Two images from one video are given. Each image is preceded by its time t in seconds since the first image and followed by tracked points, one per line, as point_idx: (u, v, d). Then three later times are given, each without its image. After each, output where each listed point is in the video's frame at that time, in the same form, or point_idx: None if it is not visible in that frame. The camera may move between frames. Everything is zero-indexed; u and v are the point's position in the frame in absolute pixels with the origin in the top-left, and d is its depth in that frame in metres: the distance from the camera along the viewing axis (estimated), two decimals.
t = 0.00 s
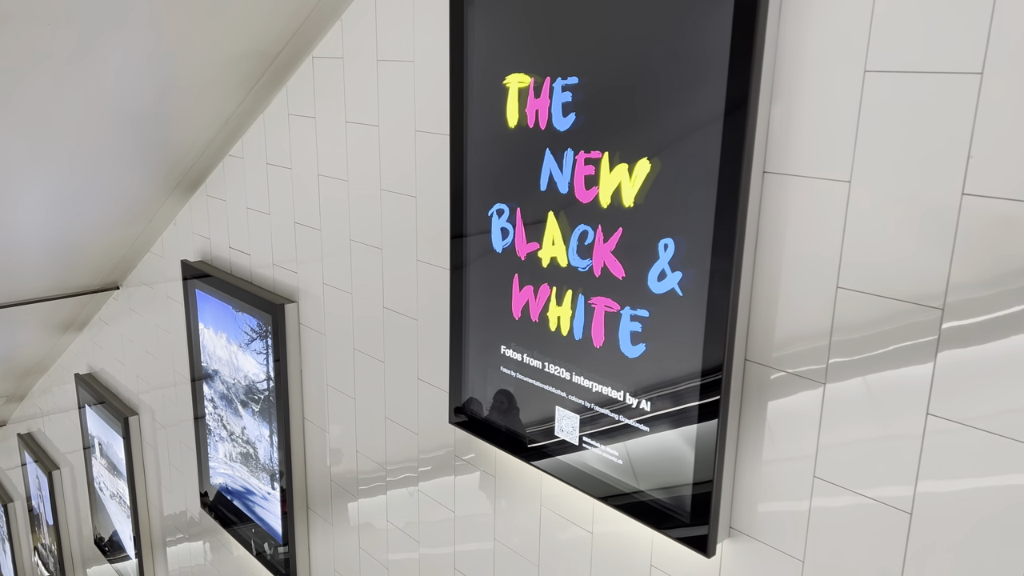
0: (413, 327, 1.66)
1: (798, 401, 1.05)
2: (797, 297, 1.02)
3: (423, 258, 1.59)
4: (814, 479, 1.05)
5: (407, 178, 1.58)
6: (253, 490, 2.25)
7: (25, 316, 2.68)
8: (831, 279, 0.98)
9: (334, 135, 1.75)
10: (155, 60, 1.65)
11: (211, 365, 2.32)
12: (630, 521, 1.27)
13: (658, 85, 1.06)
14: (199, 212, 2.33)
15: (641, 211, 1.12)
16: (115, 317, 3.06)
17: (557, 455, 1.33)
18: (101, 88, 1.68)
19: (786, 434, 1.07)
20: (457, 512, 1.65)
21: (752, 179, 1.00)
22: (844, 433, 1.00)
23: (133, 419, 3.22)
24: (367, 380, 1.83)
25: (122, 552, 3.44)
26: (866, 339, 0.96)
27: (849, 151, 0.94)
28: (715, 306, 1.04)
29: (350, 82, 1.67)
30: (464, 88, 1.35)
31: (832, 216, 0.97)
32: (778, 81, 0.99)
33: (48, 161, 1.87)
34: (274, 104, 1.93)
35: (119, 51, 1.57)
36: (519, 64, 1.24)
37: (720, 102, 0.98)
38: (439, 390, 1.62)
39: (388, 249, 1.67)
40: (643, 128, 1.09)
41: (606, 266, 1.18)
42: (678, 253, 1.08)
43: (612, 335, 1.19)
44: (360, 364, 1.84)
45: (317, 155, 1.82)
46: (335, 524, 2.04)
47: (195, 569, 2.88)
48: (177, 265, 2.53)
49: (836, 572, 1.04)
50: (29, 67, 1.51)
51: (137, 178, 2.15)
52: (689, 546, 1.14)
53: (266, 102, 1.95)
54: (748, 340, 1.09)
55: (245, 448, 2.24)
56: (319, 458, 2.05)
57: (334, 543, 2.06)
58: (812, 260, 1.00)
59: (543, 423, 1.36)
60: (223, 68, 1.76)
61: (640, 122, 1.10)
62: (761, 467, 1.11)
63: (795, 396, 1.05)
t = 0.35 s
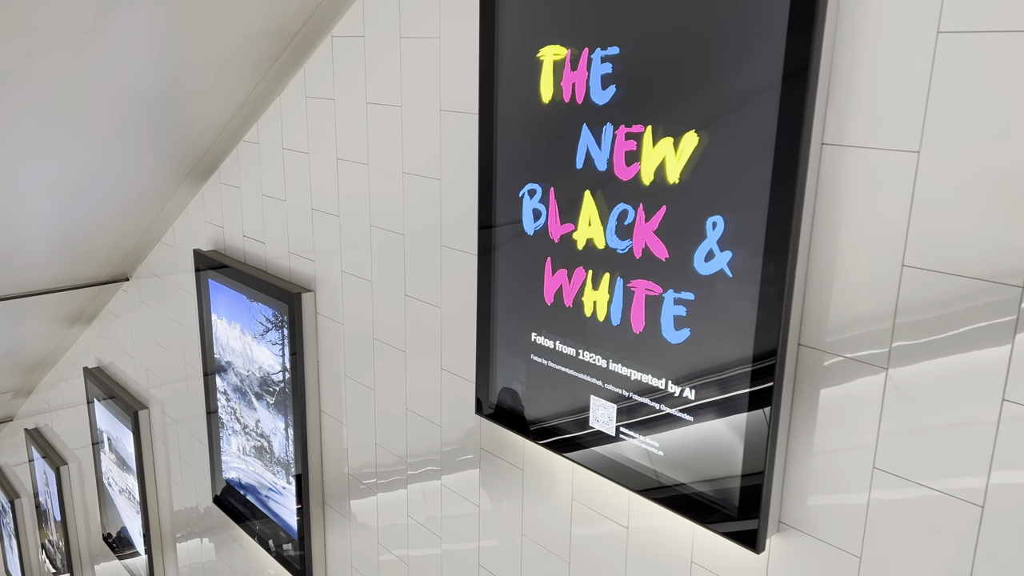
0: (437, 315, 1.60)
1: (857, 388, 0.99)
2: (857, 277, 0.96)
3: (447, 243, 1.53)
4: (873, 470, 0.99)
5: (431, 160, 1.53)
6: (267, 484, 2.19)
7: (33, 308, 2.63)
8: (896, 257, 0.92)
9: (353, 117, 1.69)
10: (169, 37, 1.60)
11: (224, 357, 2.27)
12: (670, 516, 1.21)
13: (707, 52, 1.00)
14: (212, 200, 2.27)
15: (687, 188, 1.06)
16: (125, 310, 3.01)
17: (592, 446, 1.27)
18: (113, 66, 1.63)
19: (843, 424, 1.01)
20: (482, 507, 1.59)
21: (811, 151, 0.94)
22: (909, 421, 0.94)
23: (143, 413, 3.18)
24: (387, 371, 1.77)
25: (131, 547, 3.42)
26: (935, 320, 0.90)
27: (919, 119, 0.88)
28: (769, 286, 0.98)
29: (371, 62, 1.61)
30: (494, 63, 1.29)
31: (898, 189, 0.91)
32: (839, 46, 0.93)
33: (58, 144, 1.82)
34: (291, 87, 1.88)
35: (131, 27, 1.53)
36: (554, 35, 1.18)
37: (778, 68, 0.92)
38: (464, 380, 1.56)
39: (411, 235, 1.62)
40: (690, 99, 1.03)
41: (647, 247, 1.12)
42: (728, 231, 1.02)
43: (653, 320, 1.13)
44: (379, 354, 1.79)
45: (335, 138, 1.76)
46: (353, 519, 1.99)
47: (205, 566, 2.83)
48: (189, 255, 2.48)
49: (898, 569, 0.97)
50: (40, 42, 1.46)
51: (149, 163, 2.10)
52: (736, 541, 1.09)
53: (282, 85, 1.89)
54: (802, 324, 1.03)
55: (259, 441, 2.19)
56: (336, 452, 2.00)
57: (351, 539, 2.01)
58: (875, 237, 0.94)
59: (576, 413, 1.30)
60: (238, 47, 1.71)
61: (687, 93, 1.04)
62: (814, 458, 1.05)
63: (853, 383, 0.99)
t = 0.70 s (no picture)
0: (462, 302, 1.54)
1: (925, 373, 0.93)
2: (927, 253, 0.90)
3: (474, 227, 1.47)
4: (942, 460, 0.92)
5: (457, 140, 1.46)
6: (282, 478, 2.14)
7: (41, 300, 2.59)
8: (972, 231, 0.86)
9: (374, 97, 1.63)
10: (184, 14, 1.54)
11: (237, 348, 2.21)
12: (715, 508, 1.15)
13: (764, 15, 0.94)
14: (225, 186, 2.22)
15: (740, 160, 0.99)
16: (134, 301, 2.96)
17: (631, 437, 1.21)
18: (126, 45, 1.57)
19: (908, 411, 0.95)
20: (508, 501, 1.53)
21: (879, 118, 0.88)
22: (983, 407, 0.88)
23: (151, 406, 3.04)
24: (409, 361, 1.71)
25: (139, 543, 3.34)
26: (1015, 299, 0.84)
27: (1000, 81, 0.82)
28: (832, 264, 0.92)
29: (393, 39, 1.55)
30: (528, 35, 1.23)
31: (975, 158, 0.85)
32: (911, 5, 0.87)
33: (69, 127, 1.77)
34: (308, 68, 1.82)
35: (146, 4, 1.47)
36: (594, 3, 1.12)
37: (846, 28, 0.86)
38: (491, 369, 1.51)
39: (435, 219, 1.56)
40: (745, 66, 0.97)
41: (694, 225, 1.06)
42: (786, 206, 0.96)
43: (700, 303, 1.07)
44: (400, 343, 1.73)
45: (355, 120, 1.70)
46: (371, 514, 1.93)
47: (216, 562, 2.77)
48: (200, 244, 2.42)
49: (969, 565, 0.91)
50: (51, 18, 1.41)
51: (161, 148, 2.04)
52: (789, 535, 1.03)
53: (299, 66, 1.83)
54: (864, 305, 0.97)
55: (274, 434, 2.13)
56: (354, 445, 1.94)
57: (369, 534, 1.95)
58: (948, 211, 0.88)
59: (612, 402, 1.23)
60: (255, 25, 1.66)
61: (741, 59, 0.97)
62: (875, 448, 0.99)
63: (921, 367, 0.93)
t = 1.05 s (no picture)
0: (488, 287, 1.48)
1: (1002, 355, 0.86)
2: (1007, 225, 0.84)
3: (501, 209, 1.41)
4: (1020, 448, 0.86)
5: (484, 118, 1.40)
6: (296, 472, 2.08)
7: (47, 292, 2.54)
8: None
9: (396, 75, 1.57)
10: None
11: (250, 338, 2.15)
12: (765, 500, 1.09)
13: None
14: (238, 172, 2.16)
15: (800, 129, 0.93)
16: (143, 293, 2.91)
17: (674, 425, 1.15)
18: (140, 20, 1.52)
19: (981, 396, 0.88)
20: (537, 494, 1.47)
21: (956, 79, 0.82)
22: None
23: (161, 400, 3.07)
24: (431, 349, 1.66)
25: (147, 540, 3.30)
26: None
27: None
28: (903, 238, 0.85)
29: (417, 14, 1.49)
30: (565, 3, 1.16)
31: None
32: None
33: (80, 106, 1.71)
34: (326, 47, 1.76)
35: None
36: None
37: None
38: (519, 356, 1.45)
39: (460, 201, 1.50)
40: (806, 26, 0.91)
41: (748, 199, 1.00)
42: (851, 177, 0.89)
43: (753, 282, 1.01)
44: (422, 331, 1.67)
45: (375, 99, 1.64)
46: (390, 508, 1.87)
47: (226, 558, 2.71)
48: (212, 232, 2.36)
49: None
50: None
51: (173, 132, 1.98)
52: (850, 529, 0.96)
53: (316, 45, 1.77)
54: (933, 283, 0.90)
55: (288, 426, 2.07)
56: (371, 437, 1.88)
57: (387, 530, 1.89)
58: None
59: (652, 390, 1.17)
60: None
61: (801, 20, 0.91)
62: (943, 435, 0.92)
63: (998, 348, 0.86)
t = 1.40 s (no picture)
0: (515, 271, 1.42)
1: None
2: None
3: (530, 189, 1.35)
4: None
5: (512, 94, 1.34)
6: (310, 465, 2.02)
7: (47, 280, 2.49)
8: None
9: (418, 51, 1.51)
10: None
11: (263, 328, 2.10)
12: (818, 491, 1.03)
13: None
14: (250, 157, 2.10)
15: (866, 93, 0.87)
16: (150, 284, 2.85)
17: (718, 413, 1.08)
18: None
19: None
20: (566, 487, 1.41)
21: None
22: None
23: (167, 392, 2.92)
24: (453, 337, 1.60)
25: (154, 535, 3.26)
26: None
27: None
28: (982, 208, 0.80)
29: None
30: None
31: None
32: None
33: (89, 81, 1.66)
34: (343, 24, 1.70)
35: None
36: None
37: None
38: (547, 343, 1.38)
39: (485, 181, 1.44)
40: None
41: (806, 170, 0.94)
42: (923, 144, 0.83)
43: (809, 260, 0.95)
44: (444, 318, 1.61)
45: (395, 77, 1.58)
46: (408, 502, 1.81)
47: (235, 554, 2.66)
48: (222, 220, 2.30)
49: None
50: None
51: (184, 112, 1.93)
52: (916, 521, 0.90)
53: (333, 23, 1.72)
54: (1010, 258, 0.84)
55: (302, 418, 2.01)
56: (389, 428, 1.83)
57: (405, 524, 1.84)
58: None
59: (695, 376, 1.11)
60: None
61: None
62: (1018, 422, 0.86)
63: None
